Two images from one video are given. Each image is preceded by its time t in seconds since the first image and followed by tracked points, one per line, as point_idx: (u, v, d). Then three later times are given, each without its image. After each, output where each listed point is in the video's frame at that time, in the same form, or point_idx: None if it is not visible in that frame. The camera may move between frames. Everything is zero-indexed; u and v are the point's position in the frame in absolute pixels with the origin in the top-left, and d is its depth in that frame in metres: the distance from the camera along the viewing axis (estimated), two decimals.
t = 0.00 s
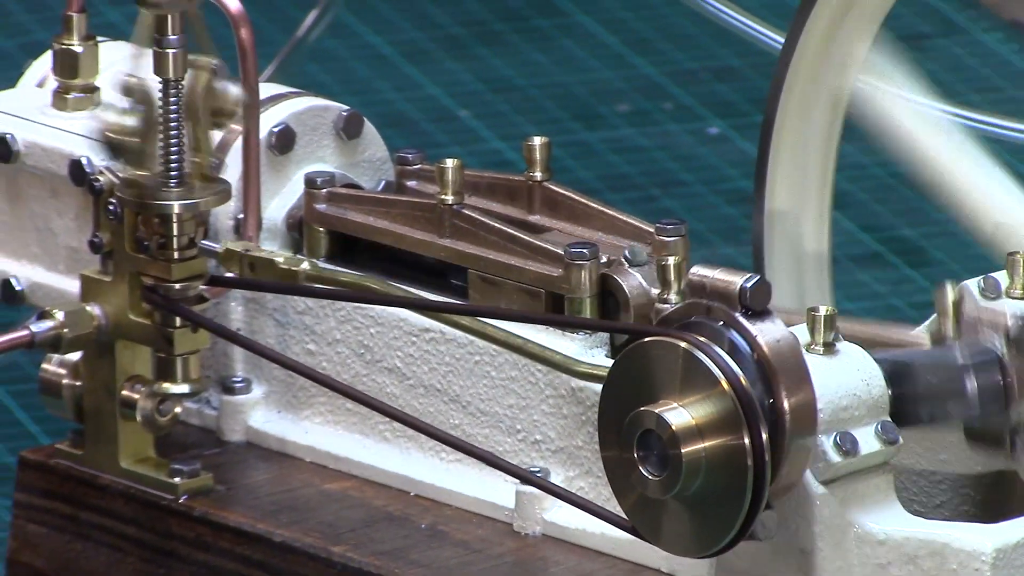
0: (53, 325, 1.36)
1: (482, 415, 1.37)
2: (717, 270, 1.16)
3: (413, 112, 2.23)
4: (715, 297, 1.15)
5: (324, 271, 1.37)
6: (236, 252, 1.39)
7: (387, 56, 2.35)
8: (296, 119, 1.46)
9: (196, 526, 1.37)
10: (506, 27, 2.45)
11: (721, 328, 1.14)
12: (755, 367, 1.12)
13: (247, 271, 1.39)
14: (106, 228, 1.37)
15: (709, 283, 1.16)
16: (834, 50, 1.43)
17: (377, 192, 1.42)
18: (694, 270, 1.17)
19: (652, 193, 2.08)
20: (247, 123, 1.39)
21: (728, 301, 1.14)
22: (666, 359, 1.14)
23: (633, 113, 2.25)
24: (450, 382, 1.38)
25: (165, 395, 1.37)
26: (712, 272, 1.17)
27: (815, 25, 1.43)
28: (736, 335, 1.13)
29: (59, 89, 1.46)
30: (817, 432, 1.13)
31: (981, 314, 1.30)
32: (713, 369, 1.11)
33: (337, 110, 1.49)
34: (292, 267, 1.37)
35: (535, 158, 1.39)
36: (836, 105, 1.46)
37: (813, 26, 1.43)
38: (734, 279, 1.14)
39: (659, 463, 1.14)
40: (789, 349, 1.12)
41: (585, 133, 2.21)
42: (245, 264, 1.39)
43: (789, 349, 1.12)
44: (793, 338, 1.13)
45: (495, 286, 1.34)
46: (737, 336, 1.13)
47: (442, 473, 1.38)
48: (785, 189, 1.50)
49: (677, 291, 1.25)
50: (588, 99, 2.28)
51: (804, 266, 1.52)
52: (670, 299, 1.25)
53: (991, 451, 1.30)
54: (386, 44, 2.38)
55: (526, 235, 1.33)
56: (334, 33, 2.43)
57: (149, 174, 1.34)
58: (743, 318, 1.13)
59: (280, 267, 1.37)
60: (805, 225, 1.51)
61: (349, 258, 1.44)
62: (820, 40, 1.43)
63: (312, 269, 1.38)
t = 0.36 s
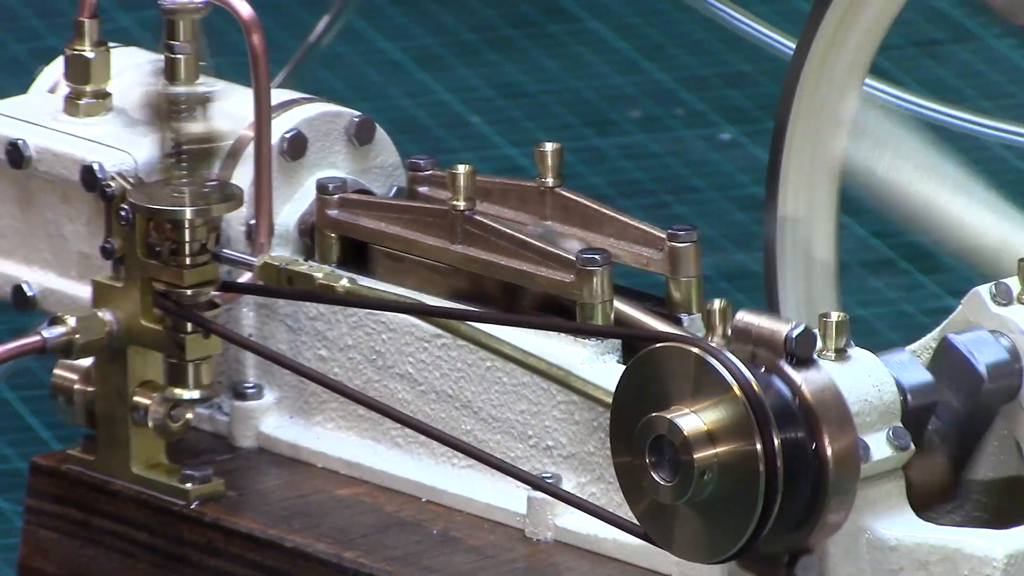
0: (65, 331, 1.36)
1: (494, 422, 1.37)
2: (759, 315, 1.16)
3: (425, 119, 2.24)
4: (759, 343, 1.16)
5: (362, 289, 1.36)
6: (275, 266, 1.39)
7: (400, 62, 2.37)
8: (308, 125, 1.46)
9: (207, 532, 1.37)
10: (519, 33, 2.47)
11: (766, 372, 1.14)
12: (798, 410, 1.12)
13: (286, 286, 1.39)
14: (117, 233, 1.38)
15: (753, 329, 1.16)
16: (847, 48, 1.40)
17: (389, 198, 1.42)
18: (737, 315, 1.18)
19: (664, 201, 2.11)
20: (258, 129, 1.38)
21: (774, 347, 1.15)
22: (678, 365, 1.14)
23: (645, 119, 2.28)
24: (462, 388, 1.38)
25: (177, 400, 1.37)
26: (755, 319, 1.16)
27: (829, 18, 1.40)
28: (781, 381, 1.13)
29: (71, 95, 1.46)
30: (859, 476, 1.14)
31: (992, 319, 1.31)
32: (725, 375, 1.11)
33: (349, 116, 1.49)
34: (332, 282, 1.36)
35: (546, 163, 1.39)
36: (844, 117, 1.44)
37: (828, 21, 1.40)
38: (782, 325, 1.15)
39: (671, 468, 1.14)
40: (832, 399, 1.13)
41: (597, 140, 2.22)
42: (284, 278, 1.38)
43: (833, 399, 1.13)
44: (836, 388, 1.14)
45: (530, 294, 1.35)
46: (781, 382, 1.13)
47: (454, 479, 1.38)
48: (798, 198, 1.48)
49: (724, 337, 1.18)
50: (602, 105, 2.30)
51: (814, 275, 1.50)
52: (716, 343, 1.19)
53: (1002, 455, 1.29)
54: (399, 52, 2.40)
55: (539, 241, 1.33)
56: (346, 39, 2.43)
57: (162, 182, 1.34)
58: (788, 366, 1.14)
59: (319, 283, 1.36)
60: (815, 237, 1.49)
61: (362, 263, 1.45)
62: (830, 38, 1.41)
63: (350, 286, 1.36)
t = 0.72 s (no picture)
0: (79, 335, 1.36)
1: (508, 426, 1.37)
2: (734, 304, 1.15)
3: (438, 124, 2.25)
4: (731, 332, 1.14)
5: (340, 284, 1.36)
6: (253, 260, 1.39)
7: (414, 67, 2.38)
8: (321, 129, 1.46)
9: (221, 536, 1.37)
10: (531, 37, 2.46)
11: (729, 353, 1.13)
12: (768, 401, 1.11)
13: (264, 279, 1.39)
14: (131, 237, 1.38)
15: (727, 319, 1.14)
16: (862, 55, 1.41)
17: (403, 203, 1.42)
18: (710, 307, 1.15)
19: (676, 205, 2.09)
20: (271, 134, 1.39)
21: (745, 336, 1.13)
22: (691, 370, 1.14)
23: (659, 124, 2.28)
24: (475, 393, 1.38)
25: (190, 404, 1.36)
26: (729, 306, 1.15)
27: (841, 31, 1.41)
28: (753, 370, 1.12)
29: (85, 99, 1.47)
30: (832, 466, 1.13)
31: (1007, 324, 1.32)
32: (737, 380, 1.11)
33: (362, 121, 1.49)
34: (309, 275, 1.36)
35: (560, 168, 1.40)
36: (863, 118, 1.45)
37: (840, 33, 1.41)
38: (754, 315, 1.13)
39: (684, 473, 1.14)
40: (805, 388, 1.12)
41: (610, 145, 2.23)
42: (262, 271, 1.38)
43: (804, 387, 1.12)
44: (808, 377, 1.13)
45: (517, 294, 1.35)
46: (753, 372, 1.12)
47: (468, 484, 1.38)
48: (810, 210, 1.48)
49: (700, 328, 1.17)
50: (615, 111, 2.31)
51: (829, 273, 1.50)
52: (690, 333, 1.18)
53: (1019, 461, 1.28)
54: (413, 57, 2.40)
55: (552, 246, 1.33)
56: (360, 44, 2.44)
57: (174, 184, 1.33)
58: (760, 355, 1.12)
59: (296, 276, 1.36)
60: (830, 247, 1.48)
61: (375, 267, 1.45)
62: (844, 50, 1.42)
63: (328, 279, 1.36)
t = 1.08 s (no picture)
0: (91, 340, 1.36)
1: (521, 430, 1.37)
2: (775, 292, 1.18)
3: (451, 127, 2.27)
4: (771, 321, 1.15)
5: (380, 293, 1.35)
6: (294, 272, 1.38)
7: (426, 71, 2.38)
8: (334, 133, 1.46)
9: (233, 540, 1.37)
10: (547, 42, 2.46)
11: (781, 348, 1.13)
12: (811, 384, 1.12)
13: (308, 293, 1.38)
14: (144, 242, 1.37)
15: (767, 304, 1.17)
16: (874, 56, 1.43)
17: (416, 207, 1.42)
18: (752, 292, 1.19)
19: (691, 210, 2.15)
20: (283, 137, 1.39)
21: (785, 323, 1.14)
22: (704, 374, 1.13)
23: (673, 128, 2.31)
24: (488, 398, 1.38)
25: (203, 409, 1.37)
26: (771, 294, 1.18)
27: (853, 27, 1.44)
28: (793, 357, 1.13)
29: (97, 103, 1.47)
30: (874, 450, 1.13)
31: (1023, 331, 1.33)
32: (751, 385, 1.11)
33: (375, 125, 1.49)
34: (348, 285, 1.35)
35: (572, 172, 1.40)
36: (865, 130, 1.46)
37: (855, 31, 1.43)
38: (794, 301, 1.15)
39: (698, 478, 1.14)
40: (849, 373, 1.13)
41: (623, 149, 2.26)
42: (303, 285, 1.37)
43: (847, 371, 1.13)
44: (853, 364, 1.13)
45: (547, 303, 1.33)
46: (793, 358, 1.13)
47: (481, 488, 1.38)
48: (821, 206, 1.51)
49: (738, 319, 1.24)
50: (627, 114, 2.32)
51: (838, 282, 1.52)
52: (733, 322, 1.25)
53: None
54: (425, 59, 2.41)
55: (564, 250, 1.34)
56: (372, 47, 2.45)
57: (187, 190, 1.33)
58: (799, 339, 1.13)
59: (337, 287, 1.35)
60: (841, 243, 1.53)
61: (388, 272, 1.45)
62: (858, 47, 1.44)
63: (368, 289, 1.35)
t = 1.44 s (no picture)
0: (104, 345, 1.36)
1: (534, 436, 1.37)
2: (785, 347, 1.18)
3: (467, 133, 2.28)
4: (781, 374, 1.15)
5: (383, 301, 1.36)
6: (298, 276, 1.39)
7: (440, 76, 2.39)
8: (347, 138, 1.46)
9: (246, 546, 1.37)
10: (561, 48, 2.46)
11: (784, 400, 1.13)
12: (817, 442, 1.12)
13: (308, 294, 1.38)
14: (157, 248, 1.38)
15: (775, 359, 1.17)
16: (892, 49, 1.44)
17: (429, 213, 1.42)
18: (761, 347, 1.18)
19: (705, 215, 2.16)
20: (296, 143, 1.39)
21: (796, 379, 1.15)
22: (717, 380, 1.13)
23: (687, 133, 2.32)
24: (501, 403, 1.38)
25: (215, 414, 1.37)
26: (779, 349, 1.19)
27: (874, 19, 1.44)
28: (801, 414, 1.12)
29: (111, 109, 1.48)
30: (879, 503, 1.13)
31: None
32: (764, 391, 1.11)
33: (389, 130, 1.49)
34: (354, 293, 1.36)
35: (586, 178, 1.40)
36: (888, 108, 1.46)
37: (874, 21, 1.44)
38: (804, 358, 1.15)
39: (710, 483, 1.13)
40: (853, 430, 1.13)
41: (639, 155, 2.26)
42: (307, 286, 1.38)
43: (853, 431, 1.13)
44: (856, 419, 1.13)
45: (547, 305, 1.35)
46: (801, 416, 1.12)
47: (493, 494, 1.38)
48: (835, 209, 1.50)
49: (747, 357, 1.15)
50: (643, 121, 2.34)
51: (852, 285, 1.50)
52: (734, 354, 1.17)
53: None
54: (438, 64, 2.41)
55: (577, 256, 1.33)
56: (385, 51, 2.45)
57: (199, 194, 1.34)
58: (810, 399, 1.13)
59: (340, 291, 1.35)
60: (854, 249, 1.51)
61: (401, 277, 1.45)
62: (876, 40, 1.45)
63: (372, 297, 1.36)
